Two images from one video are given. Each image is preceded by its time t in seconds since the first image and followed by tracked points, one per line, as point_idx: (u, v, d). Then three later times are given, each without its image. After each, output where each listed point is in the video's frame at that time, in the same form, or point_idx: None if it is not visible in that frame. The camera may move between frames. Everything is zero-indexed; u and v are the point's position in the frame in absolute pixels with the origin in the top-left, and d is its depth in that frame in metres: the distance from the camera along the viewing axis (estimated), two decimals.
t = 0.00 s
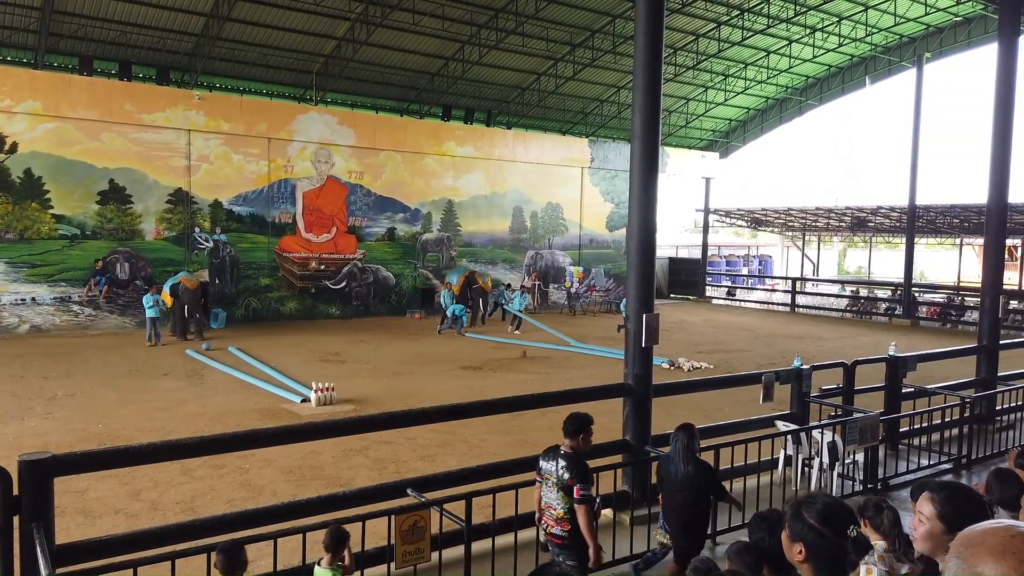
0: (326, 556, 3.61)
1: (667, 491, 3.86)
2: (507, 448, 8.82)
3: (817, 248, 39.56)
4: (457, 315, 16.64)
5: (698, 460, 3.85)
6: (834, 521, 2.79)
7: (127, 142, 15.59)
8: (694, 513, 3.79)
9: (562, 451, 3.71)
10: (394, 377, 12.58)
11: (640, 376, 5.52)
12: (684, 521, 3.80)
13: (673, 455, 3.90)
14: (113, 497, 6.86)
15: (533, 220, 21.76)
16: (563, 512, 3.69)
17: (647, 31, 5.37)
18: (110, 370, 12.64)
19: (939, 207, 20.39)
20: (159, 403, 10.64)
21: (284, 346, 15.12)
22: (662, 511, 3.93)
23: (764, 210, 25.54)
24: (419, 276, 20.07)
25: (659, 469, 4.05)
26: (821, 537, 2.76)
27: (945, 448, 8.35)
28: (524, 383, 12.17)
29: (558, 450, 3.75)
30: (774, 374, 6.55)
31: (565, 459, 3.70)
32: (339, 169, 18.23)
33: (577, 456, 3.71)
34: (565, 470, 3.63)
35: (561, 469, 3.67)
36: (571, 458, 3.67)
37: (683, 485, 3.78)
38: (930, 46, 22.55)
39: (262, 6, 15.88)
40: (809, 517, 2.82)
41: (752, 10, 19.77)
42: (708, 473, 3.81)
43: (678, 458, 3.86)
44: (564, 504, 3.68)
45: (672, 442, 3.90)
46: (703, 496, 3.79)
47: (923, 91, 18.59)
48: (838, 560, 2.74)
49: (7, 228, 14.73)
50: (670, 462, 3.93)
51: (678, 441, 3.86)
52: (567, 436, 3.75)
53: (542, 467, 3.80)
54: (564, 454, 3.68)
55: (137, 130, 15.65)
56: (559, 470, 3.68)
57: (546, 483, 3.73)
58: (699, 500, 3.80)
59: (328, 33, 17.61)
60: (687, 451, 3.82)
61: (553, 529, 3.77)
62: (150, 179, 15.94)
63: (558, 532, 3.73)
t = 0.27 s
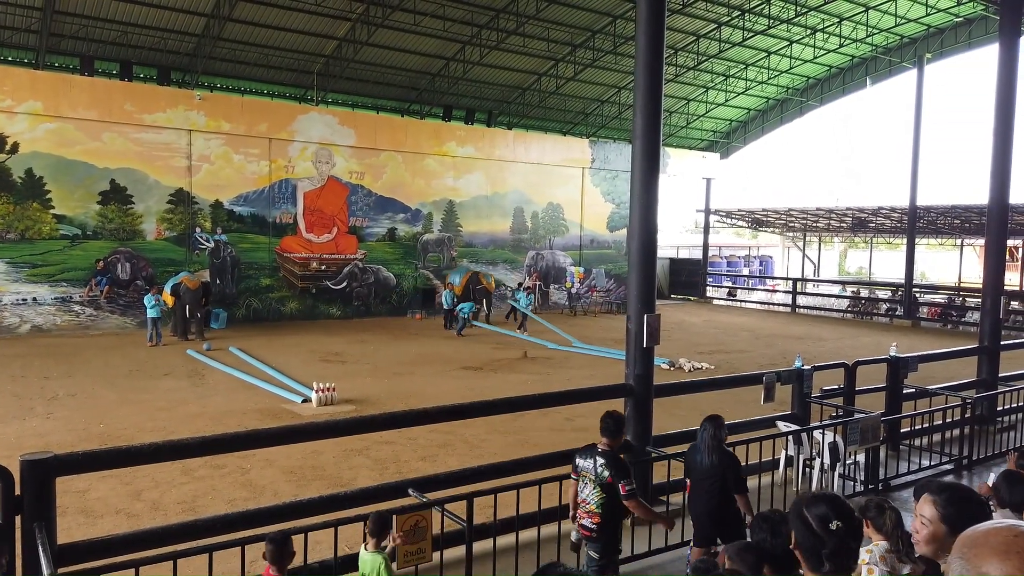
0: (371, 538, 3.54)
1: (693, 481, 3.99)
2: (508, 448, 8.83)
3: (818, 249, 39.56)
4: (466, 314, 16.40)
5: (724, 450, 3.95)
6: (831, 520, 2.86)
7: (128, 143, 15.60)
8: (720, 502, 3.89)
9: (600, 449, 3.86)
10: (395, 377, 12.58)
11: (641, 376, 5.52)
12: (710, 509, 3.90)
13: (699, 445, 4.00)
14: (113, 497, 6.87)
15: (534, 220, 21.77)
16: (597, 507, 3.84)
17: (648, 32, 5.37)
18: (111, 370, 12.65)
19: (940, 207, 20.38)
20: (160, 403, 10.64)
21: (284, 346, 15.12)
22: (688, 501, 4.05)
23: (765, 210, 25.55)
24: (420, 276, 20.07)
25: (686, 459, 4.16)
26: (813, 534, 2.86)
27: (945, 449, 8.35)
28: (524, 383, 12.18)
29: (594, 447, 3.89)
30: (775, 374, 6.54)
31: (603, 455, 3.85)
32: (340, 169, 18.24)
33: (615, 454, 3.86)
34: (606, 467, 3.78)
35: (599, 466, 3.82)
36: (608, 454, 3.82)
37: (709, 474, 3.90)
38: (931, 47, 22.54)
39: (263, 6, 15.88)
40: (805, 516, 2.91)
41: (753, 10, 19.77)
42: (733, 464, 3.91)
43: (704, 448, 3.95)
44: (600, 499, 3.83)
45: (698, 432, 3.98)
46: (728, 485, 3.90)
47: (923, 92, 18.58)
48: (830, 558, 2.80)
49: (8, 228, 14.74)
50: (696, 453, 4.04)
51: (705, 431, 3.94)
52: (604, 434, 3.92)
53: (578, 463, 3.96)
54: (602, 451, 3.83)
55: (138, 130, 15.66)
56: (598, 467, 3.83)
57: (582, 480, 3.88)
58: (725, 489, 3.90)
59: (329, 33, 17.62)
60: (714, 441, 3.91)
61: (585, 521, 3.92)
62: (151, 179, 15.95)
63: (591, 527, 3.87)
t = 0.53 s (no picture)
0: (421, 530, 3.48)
1: (726, 480, 4.04)
2: (512, 448, 8.84)
3: (823, 250, 39.47)
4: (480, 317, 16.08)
5: (760, 453, 3.97)
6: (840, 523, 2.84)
7: (133, 143, 15.64)
8: (753, 503, 3.93)
9: (636, 440, 3.88)
10: (399, 377, 12.60)
11: (646, 377, 5.51)
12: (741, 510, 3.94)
13: (735, 445, 4.05)
14: (119, 497, 6.89)
15: (538, 221, 21.78)
16: (638, 496, 3.88)
17: (653, 34, 5.37)
18: (116, 370, 12.68)
19: (945, 208, 20.33)
20: (165, 403, 10.66)
21: (289, 346, 15.14)
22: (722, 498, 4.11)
23: (770, 211, 25.52)
24: (424, 276, 20.08)
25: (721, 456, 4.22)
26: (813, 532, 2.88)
27: (951, 450, 8.32)
28: (529, 384, 12.18)
29: (632, 438, 3.92)
30: (779, 375, 6.53)
31: (641, 446, 3.86)
32: (344, 170, 18.26)
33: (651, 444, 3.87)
34: (641, 456, 3.80)
35: (636, 456, 3.85)
36: (646, 445, 3.83)
37: (741, 475, 3.94)
38: (936, 47, 22.47)
39: (268, 7, 15.91)
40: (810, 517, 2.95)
41: (758, 11, 19.75)
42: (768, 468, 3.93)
43: (738, 449, 3.99)
44: (639, 489, 3.87)
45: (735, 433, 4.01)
46: (761, 487, 3.93)
47: (928, 93, 18.54)
48: (825, 553, 2.77)
49: (14, 228, 14.79)
50: (731, 452, 4.08)
51: (741, 433, 3.98)
52: (642, 426, 3.92)
53: (616, 454, 3.99)
54: (639, 442, 3.84)
55: (143, 131, 15.70)
56: (634, 457, 3.86)
57: (621, 470, 3.91)
58: (757, 490, 3.94)
59: (333, 34, 17.64)
60: (750, 444, 3.93)
61: (628, 512, 3.94)
62: (156, 179, 15.99)
63: (634, 516, 3.88)
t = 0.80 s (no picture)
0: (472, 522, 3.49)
1: (764, 477, 3.94)
2: (521, 450, 8.84)
3: (831, 251, 39.33)
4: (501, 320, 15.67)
5: (798, 447, 3.91)
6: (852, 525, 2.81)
7: (144, 144, 15.72)
8: (795, 498, 3.82)
9: (680, 441, 3.97)
10: (407, 378, 12.62)
11: (654, 379, 5.50)
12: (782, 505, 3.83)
13: (772, 441, 3.97)
14: (129, 496, 6.92)
15: (546, 222, 21.77)
16: (682, 496, 3.92)
17: (662, 34, 5.36)
18: (126, 370, 12.75)
19: (956, 210, 20.23)
20: (174, 403, 10.71)
21: (298, 346, 15.19)
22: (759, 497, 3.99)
23: (779, 212, 25.44)
24: (432, 277, 20.11)
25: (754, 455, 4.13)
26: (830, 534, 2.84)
27: (962, 453, 8.28)
28: (536, 385, 12.19)
29: (677, 440, 4.00)
30: (788, 378, 6.51)
31: (685, 447, 3.94)
32: (353, 170, 18.31)
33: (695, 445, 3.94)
34: (683, 457, 3.88)
35: (681, 456, 3.92)
36: (690, 446, 3.90)
37: (784, 470, 3.84)
38: (947, 48, 22.35)
39: (278, 8, 15.97)
40: (824, 517, 2.92)
41: (767, 12, 19.70)
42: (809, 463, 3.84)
43: (777, 444, 3.92)
44: (683, 489, 3.91)
45: (772, 428, 3.96)
46: (803, 482, 3.84)
47: (939, 93, 18.46)
48: (844, 555, 2.72)
49: (25, 228, 14.89)
50: (769, 448, 3.99)
51: (778, 428, 3.93)
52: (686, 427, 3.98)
53: (661, 456, 4.05)
54: (684, 443, 3.92)
55: (153, 132, 15.78)
56: (677, 458, 3.94)
57: (666, 471, 4.00)
58: (798, 485, 3.85)
59: (342, 35, 17.68)
60: (788, 438, 3.87)
61: (672, 512, 3.96)
62: (166, 180, 16.06)
63: (679, 516, 3.91)
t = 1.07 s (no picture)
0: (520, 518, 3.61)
1: (802, 477, 3.87)
2: (533, 450, 8.83)
3: (846, 254, 39.07)
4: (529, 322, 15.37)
5: (837, 449, 3.84)
6: (875, 527, 2.76)
7: (160, 143, 15.84)
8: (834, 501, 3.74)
9: (732, 438, 3.93)
10: (419, 377, 12.65)
11: (667, 380, 5.46)
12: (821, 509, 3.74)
13: (809, 443, 3.91)
14: (143, 492, 6.98)
15: (559, 222, 21.77)
16: (731, 493, 3.88)
17: (678, 34, 5.33)
18: (141, 367, 12.85)
19: (973, 213, 20.05)
20: (188, 400, 10.78)
21: (310, 345, 15.26)
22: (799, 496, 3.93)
23: (793, 214, 25.31)
24: (444, 277, 20.15)
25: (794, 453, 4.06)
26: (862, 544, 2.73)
27: (979, 458, 8.20)
28: (548, 385, 12.18)
29: (726, 438, 3.97)
30: (803, 380, 6.45)
31: (735, 445, 3.91)
32: (366, 170, 18.37)
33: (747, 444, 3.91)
34: (738, 455, 3.85)
35: (731, 455, 3.88)
36: (740, 444, 3.88)
37: (822, 472, 3.77)
38: (965, 50, 22.15)
39: (293, 9, 16.04)
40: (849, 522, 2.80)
41: (783, 13, 19.61)
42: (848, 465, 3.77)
43: (814, 446, 3.86)
44: (734, 487, 3.87)
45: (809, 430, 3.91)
46: (843, 484, 3.76)
47: (957, 95, 18.29)
48: (878, 563, 2.71)
49: (43, 226, 15.04)
50: (806, 450, 3.93)
51: (815, 430, 3.88)
52: (735, 425, 3.95)
53: (709, 453, 4.02)
54: (733, 441, 3.90)
55: (169, 131, 15.90)
56: (729, 456, 3.90)
57: (715, 467, 3.95)
58: (837, 488, 3.77)
59: (356, 35, 17.74)
60: (825, 439, 3.81)
61: (720, 508, 3.94)
62: (181, 179, 16.18)
63: (727, 512, 3.88)
